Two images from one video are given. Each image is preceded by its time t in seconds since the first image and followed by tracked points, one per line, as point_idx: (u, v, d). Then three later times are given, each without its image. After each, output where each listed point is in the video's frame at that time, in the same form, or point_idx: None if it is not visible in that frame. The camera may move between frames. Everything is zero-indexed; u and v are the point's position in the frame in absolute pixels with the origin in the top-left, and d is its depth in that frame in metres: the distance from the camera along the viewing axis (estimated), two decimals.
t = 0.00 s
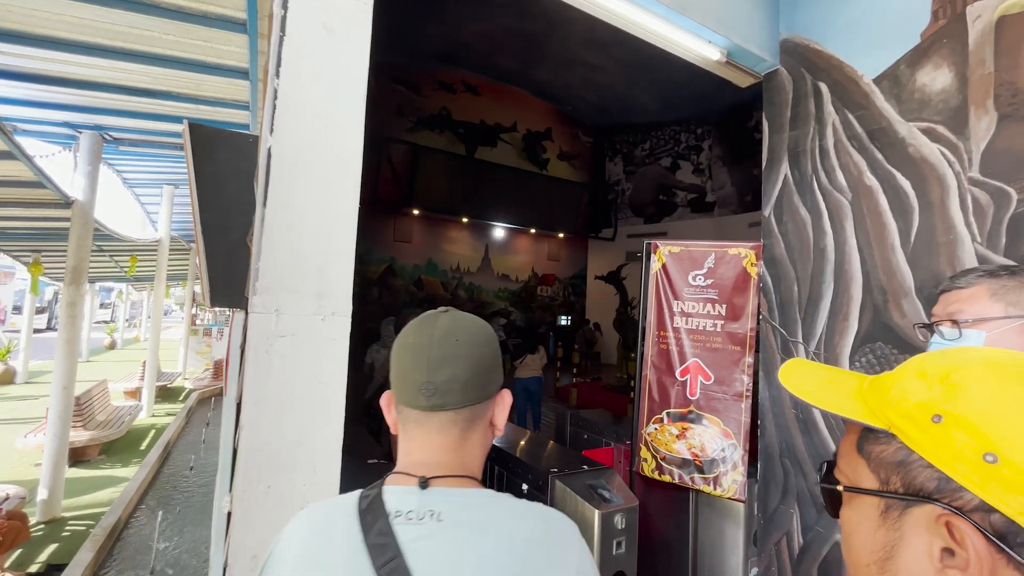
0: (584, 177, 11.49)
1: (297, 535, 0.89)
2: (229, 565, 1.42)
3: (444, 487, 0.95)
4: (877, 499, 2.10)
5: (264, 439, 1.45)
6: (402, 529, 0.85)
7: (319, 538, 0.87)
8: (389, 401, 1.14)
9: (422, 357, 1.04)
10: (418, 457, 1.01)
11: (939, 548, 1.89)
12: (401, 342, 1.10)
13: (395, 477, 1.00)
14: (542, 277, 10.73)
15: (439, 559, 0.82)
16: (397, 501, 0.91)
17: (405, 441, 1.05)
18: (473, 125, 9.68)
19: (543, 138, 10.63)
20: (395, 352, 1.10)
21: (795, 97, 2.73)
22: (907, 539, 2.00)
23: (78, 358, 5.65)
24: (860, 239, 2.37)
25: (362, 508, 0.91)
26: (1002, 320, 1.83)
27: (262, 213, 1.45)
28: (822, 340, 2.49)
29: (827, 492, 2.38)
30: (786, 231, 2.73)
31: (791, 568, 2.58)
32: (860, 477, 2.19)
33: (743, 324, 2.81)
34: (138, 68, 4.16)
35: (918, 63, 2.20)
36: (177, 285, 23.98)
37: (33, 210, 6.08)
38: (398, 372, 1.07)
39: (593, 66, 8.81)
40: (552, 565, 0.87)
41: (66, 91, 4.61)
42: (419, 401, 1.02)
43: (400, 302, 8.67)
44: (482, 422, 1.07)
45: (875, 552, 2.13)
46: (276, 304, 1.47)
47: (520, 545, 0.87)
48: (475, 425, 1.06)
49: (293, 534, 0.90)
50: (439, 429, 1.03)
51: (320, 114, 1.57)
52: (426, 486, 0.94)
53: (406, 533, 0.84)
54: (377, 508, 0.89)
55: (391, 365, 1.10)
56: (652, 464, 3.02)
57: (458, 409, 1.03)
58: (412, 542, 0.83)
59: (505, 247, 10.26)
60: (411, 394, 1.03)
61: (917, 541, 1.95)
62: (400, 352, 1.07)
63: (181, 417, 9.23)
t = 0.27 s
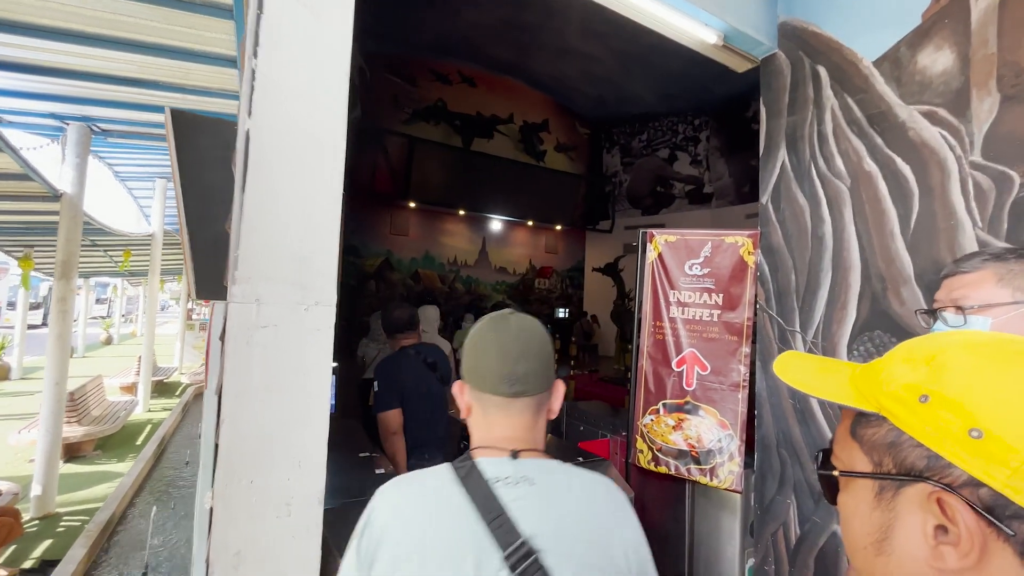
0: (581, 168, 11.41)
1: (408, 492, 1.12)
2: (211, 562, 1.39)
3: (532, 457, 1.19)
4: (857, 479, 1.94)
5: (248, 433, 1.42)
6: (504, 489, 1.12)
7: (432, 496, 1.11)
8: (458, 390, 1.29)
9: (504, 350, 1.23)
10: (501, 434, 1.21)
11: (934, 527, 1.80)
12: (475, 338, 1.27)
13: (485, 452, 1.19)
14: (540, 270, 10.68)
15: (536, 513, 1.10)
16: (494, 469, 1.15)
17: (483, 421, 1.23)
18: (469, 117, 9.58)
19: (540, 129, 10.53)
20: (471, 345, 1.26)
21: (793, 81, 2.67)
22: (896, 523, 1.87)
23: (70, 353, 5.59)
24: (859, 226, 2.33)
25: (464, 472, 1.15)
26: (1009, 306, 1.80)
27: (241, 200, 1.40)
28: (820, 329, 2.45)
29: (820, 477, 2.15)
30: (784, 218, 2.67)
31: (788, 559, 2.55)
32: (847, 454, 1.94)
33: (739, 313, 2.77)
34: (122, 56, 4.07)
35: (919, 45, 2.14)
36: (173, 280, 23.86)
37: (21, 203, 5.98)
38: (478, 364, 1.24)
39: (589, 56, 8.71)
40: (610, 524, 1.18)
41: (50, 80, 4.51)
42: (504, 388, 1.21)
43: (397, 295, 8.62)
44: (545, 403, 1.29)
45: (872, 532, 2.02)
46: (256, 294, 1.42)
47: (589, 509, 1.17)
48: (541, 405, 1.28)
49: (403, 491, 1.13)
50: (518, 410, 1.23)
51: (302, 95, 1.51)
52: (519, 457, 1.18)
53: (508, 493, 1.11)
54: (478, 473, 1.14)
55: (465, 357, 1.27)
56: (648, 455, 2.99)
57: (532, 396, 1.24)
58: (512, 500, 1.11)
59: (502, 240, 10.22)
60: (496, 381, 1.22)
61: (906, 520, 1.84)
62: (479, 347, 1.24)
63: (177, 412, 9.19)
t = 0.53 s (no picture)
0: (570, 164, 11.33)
1: (477, 458, 1.25)
2: None
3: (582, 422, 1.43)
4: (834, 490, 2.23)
5: (216, 440, 1.32)
6: (565, 448, 1.30)
7: (500, 460, 1.24)
8: (507, 362, 1.52)
9: (552, 333, 1.46)
10: (548, 402, 1.43)
11: (903, 543, 1.98)
12: (525, 321, 1.49)
13: (538, 417, 1.40)
14: (529, 266, 10.60)
15: (593, 466, 1.30)
16: (555, 432, 1.34)
17: (531, 392, 1.45)
18: (457, 112, 9.46)
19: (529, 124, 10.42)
20: (520, 327, 1.48)
21: (787, 69, 2.60)
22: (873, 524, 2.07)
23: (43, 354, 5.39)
24: (855, 217, 2.27)
25: (526, 438, 1.31)
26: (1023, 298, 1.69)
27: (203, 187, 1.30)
28: (816, 323, 2.40)
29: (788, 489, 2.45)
30: (778, 210, 2.61)
31: (783, 558, 2.49)
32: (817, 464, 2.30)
33: (732, 308, 2.71)
34: (91, 43, 3.88)
35: (917, 30, 2.08)
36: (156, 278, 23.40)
37: None
38: (527, 343, 1.46)
39: (578, 51, 8.62)
40: (648, 480, 1.40)
41: (14, 69, 4.30)
42: (552, 364, 1.44)
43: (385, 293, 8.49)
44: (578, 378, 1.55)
45: (840, 551, 2.20)
46: (219, 289, 1.31)
47: (628, 464, 1.39)
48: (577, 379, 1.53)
49: (470, 458, 1.26)
50: (563, 383, 1.47)
51: (269, 75, 1.40)
52: (571, 422, 1.40)
53: (568, 451, 1.30)
54: (539, 438, 1.31)
55: (514, 338, 1.48)
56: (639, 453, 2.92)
57: (571, 372, 1.48)
58: (573, 456, 1.29)
59: (491, 236, 10.14)
60: (544, 358, 1.44)
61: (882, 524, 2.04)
62: (529, 329, 1.46)
63: (160, 413, 8.98)
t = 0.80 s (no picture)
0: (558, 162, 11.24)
1: (490, 456, 1.24)
2: None
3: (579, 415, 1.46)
4: (770, 527, 0.74)
5: (182, 457, 1.18)
6: (570, 440, 1.32)
7: (513, 457, 1.25)
8: (501, 362, 1.51)
9: (550, 335, 1.48)
10: (546, 399, 1.44)
11: None
12: (521, 322, 1.49)
13: (539, 413, 1.41)
14: (517, 264, 10.51)
15: (596, 455, 1.34)
16: (558, 425, 1.36)
17: (529, 390, 1.46)
18: (444, 108, 9.32)
19: (516, 121, 10.31)
20: (517, 329, 1.48)
21: (785, 60, 2.53)
22: None
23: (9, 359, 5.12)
24: (857, 211, 2.20)
25: (533, 434, 1.31)
26: None
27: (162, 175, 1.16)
28: (816, 321, 2.33)
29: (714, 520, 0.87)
30: (777, 205, 2.54)
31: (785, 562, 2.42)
32: (739, 501, 0.80)
33: (730, 305, 2.64)
34: (53, 28, 3.65)
35: (921, 18, 2.01)
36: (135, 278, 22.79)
37: None
38: (524, 344, 1.46)
39: (566, 49, 8.52)
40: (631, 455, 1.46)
41: None
42: (551, 365, 1.45)
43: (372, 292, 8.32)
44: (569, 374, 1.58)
45: None
46: (183, 289, 1.18)
47: (623, 449, 1.46)
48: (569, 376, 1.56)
49: (482, 456, 1.25)
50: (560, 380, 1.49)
51: (238, 51, 1.27)
52: (570, 414, 1.43)
53: (574, 443, 1.32)
54: (544, 432, 1.33)
55: (511, 340, 1.48)
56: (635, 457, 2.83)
57: (565, 371, 1.50)
58: (578, 447, 1.32)
59: (479, 233, 10.03)
60: (543, 358, 1.45)
61: None
62: (527, 330, 1.47)
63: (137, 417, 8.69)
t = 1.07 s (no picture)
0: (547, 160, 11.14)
1: (438, 455, 1.16)
2: None
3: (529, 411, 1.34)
4: (695, 566, 0.67)
5: (151, 478, 1.07)
6: (518, 435, 1.23)
7: (463, 453, 1.16)
8: (456, 363, 1.36)
9: (507, 337, 1.34)
10: (500, 402, 1.31)
11: None
12: (478, 321, 1.34)
13: (491, 413, 1.28)
14: (506, 263, 10.39)
15: (545, 448, 1.24)
16: (507, 420, 1.26)
17: (482, 393, 1.32)
18: (432, 106, 9.22)
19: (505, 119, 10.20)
20: (474, 329, 1.32)
21: (785, 53, 2.48)
22: None
23: None
24: (859, 208, 2.15)
25: (480, 430, 1.21)
26: None
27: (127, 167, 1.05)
28: (818, 321, 2.29)
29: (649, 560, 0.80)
30: (777, 203, 2.48)
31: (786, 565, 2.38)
32: (668, 530, 0.72)
33: (729, 305, 2.59)
34: (19, 16, 3.45)
35: (926, 11, 1.97)
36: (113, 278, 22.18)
37: None
38: (481, 345, 1.31)
39: (555, 46, 8.46)
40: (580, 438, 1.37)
41: None
42: (508, 369, 1.31)
43: (359, 292, 8.17)
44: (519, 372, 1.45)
45: None
46: (152, 293, 1.07)
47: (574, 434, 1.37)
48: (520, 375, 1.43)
49: (430, 455, 1.17)
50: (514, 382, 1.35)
51: (211, 33, 1.16)
52: (520, 412, 1.31)
53: (522, 437, 1.23)
54: (493, 427, 1.23)
55: (467, 341, 1.33)
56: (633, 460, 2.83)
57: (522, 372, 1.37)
58: (527, 440, 1.23)
59: (467, 232, 9.90)
60: (500, 361, 1.31)
61: None
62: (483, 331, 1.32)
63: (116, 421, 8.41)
